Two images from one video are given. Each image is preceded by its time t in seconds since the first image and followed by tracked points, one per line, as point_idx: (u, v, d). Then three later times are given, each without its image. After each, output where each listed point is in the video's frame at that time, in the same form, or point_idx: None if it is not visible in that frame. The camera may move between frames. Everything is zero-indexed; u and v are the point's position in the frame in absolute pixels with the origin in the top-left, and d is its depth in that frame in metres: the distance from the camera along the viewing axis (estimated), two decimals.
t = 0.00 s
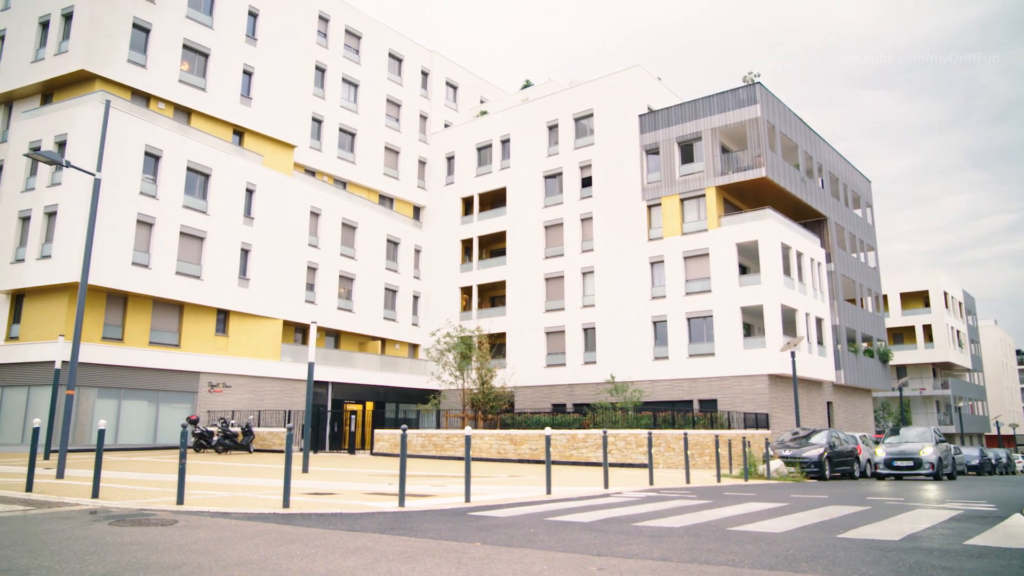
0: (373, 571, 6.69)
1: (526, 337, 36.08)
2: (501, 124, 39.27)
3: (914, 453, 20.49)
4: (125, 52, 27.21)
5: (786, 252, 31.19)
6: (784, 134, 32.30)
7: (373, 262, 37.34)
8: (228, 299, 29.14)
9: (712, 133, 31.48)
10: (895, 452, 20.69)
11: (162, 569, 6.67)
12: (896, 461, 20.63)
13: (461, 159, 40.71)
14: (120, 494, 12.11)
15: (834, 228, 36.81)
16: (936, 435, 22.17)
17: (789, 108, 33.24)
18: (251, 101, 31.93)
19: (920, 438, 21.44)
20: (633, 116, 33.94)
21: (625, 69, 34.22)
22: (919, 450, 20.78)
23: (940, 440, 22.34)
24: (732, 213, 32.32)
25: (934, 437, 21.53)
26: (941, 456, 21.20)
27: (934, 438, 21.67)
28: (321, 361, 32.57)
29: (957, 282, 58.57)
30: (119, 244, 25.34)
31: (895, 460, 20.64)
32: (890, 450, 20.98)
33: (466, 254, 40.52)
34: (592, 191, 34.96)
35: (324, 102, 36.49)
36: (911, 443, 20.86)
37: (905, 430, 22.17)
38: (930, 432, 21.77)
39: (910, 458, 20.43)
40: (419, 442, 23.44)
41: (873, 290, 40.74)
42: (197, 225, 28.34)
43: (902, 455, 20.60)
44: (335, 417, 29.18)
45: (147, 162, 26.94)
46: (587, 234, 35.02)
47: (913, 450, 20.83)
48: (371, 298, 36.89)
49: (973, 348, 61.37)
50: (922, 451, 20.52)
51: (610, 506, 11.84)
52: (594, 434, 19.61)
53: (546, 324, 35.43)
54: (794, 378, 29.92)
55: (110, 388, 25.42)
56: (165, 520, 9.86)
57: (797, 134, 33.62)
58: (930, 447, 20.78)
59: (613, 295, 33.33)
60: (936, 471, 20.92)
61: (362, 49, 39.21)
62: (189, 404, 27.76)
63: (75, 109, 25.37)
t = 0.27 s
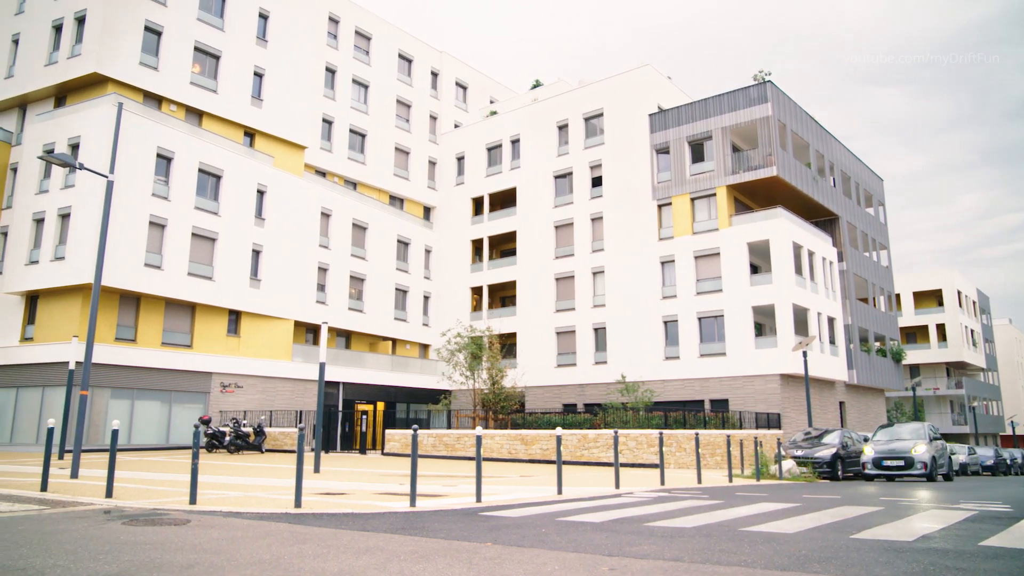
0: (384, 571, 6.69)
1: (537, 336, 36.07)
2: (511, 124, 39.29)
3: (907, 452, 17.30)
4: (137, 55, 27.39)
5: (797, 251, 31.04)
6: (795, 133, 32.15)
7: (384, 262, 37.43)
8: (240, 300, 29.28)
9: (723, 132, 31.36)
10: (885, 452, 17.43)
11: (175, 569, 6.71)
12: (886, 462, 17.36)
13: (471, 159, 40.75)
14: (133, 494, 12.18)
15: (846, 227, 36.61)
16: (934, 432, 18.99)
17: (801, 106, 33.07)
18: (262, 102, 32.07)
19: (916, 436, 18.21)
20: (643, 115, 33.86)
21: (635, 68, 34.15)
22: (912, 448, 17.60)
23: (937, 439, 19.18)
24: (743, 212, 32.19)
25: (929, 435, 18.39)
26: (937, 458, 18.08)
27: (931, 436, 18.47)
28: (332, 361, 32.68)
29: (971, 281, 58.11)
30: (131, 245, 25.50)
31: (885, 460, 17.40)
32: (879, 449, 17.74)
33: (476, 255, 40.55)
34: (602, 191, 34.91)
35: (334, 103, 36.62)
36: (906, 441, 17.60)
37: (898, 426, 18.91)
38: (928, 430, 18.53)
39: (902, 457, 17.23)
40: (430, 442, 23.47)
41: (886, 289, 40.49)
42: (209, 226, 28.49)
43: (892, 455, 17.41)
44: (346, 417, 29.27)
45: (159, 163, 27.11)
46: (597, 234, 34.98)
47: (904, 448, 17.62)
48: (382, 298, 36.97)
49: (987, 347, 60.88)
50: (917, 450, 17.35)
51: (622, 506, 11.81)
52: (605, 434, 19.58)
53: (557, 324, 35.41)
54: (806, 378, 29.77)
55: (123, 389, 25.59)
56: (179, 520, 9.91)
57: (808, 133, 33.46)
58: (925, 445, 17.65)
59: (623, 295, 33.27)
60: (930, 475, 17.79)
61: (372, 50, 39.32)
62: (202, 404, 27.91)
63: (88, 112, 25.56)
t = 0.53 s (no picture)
0: (398, 571, 6.69)
1: (550, 337, 36.05)
2: (523, 124, 39.30)
3: (892, 451, 15.19)
4: (152, 58, 27.59)
5: (812, 250, 30.86)
6: (808, 131, 31.96)
7: (397, 263, 37.52)
8: (254, 301, 29.43)
9: (736, 131, 31.21)
10: (869, 450, 15.35)
11: (191, 568, 6.75)
12: (870, 462, 15.26)
13: (483, 159, 40.79)
14: (149, 494, 12.26)
15: (860, 225, 36.36)
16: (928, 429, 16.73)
17: (814, 104, 32.87)
18: (275, 104, 32.22)
19: (907, 434, 15.95)
20: (655, 114, 33.77)
21: (647, 67, 34.08)
22: (900, 447, 15.41)
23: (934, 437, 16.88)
24: (757, 211, 32.03)
25: (921, 432, 16.12)
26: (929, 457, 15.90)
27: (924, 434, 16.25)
28: (346, 362, 32.79)
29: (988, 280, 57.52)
30: (146, 247, 25.70)
31: (869, 459, 15.29)
32: (865, 447, 15.60)
33: (488, 255, 40.58)
34: (614, 190, 34.84)
35: (347, 104, 36.76)
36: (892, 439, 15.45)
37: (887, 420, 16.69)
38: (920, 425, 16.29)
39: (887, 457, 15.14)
40: (443, 442, 23.48)
41: (902, 288, 40.20)
42: (223, 228, 28.66)
43: (877, 454, 15.28)
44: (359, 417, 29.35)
45: (173, 165, 27.30)
46: (610, 233, 34.92)
47: (891, 446, 15.45)
48: (395, 299, 37.06)
49: (1005, 346, 60.25)
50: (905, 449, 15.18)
51: (637, 506, 11.78)
52: (619, 434, 19.53)
53: (570, 324, 35.38)
54: (821, 377, 29.56)
55: (139, 389, 25.78)
56: (194, 520, 9.95)
57: (822, 131, 33.26)
58: (915, 444, 15.39)
59: (636, 295, 33.19)
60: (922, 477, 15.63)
61: (384, 51, 39.45)
62: (216, 405, 28.08)
63: (103, 115, 25.78)
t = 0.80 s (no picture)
0: (415, 571, 6.71)
1: (565, 337, 36.03)
2: (537, 125, 39.31)
3: (877, 451, 14.00)
4: (169, 62, 27.85)
5: (829, 249, 30.64)
6: (825, 129, 31.73)
7: (412, 264, 37.62)
8: (270, 303, 29.61)
9: (751, 129, 31.04)
10: (852, 451, 14.16)
11: (209, 567, 6.81)
12: (853, 464, 14.10)
13: (497, 160, 40.83)
14: (168, 494, 12.37)
15: (878, 224, 36.04)
16: (920, 427, 15.44)
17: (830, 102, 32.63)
18: (290, 106, 32.41)
19: (895, 433, 14.70)
20: (670, 113, 33.65)
21: (661, 67, 33.98)
22: (887, 447, 14.15)
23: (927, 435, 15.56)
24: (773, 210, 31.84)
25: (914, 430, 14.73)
26: (921, 460, 14.64)
27: (914, 433, 14.94)
28: (362, 363, 32.92)
29: (1008, 278, 56.83)
30: (164, 250, 25.92)
31: (852, 461, 14.13)
32: (848, 447, 14.42)
33: (503, 256, 40.61)
34: (629, 190, 34.77)
35: (361, 106, 36.92)
36: (878, 438, 14.26)
37: (874, 417, 15.47)
38: (910, 423, 15.00)
39: (871, 458, 13.96)
40: (459, 443, 23.51)
41: (920, 287, 39.83)
42: (239, 230, 28.84)
43: (861, 454, 14.10)
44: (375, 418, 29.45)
45: (190, 168, 27.53)
46: (625, 233, 34.84)
47: (875, 447, 14.26)
48: (410, 299, 37.17)
49: None
50: (891, 450, 13.97)
51: (654, 507, 11.75)
52: (635, 434, 19.47)
53: (585, 324, 35.33)
54: (839, 377, 29.33)
55: (158, 390, 26.00)
56: (212, 520, 10.02)
57: (839, 129, 33.01)
58: (904, 443, 14.08)
59: (652, 295, 33.08)
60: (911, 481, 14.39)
61: (398, 52, 39.60)
62: (234, 406, 28.28)
63: (121, 118, 26.04)
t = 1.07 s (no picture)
0: (434, 570, 6.73)
1: (581, 337, 36.00)
2: (553, 125, 39.32)
3: (864, 451, 12.81)
4: (186, 65, 28.12)
5: (847, 248, 30.41)
6: (842, 126, 31.45)
7: (428, 265, 37.74)
8: (287, 304, 29.78)
9: (768, 128, 30.83)
10: (837, 450, 12.94)
11: (226, 566, 6.85)
12: (837, 464, 12.89)
13: (513, 160, 40.87)
14: (187, 494, 12.48)
15: (897, 222, 35.69)
16: (914, 425, 14.31)
17: (848, 99, 32.36)
18: (306, 109, 32.60)
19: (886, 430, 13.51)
20: (685, 112, 33.51)
21: (677, 65, 33.87)
22: (874, 446, 12.97)
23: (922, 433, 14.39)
24: (790, 208, 31.63)
25: (904, 428, 13.57)
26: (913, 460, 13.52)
27: (906, 430, 13.75)
28: (379, 363, 33.06)
29: None
30: (183, 252, 26.15)
31: (837, 461, 12.92)
32: (833, 446, 13.21)
33: (519, 257, 40.63)
34: (645, 189, 34.68)
35: (377, 108, 37.08)
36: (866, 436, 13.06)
37: (864, 413, 14.27)
38: (903, 420, 13.81)
39: (858, 458, 12.74)
40: (475, 443, 23.53)
41: (941, 285, 39.41)
42: (256, 232, 29.04)
43: (846, 454, 12.88)
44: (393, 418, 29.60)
45: (208, 171, 27.77)
46: (641, 233, 34.74)
47: (862, 446, 13.02)
48: (427, 300, 37.26)
49: None
50: (880, 449, 12.78)
51: (673, 507, 11.72)
52: (652, 434, 19.40)
53: (602, 324, 35.27)
54: (859, 377, 29.07)
55: (177, 391, 26.22)
56: (232, 519, 10.11)
57: (857, 126, 32.73)
58: (893, 442, 12.87)
59: (669, 295, 32.96)
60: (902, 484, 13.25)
61: (413, 54, 39.75)
62: (252, 406, 28.48)
63: (140, 122, 26.32)
